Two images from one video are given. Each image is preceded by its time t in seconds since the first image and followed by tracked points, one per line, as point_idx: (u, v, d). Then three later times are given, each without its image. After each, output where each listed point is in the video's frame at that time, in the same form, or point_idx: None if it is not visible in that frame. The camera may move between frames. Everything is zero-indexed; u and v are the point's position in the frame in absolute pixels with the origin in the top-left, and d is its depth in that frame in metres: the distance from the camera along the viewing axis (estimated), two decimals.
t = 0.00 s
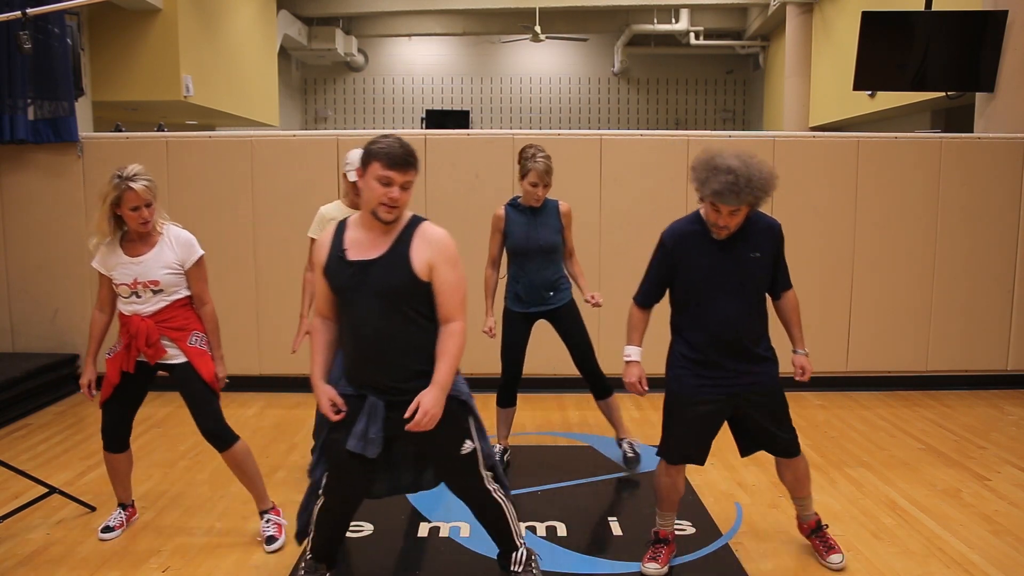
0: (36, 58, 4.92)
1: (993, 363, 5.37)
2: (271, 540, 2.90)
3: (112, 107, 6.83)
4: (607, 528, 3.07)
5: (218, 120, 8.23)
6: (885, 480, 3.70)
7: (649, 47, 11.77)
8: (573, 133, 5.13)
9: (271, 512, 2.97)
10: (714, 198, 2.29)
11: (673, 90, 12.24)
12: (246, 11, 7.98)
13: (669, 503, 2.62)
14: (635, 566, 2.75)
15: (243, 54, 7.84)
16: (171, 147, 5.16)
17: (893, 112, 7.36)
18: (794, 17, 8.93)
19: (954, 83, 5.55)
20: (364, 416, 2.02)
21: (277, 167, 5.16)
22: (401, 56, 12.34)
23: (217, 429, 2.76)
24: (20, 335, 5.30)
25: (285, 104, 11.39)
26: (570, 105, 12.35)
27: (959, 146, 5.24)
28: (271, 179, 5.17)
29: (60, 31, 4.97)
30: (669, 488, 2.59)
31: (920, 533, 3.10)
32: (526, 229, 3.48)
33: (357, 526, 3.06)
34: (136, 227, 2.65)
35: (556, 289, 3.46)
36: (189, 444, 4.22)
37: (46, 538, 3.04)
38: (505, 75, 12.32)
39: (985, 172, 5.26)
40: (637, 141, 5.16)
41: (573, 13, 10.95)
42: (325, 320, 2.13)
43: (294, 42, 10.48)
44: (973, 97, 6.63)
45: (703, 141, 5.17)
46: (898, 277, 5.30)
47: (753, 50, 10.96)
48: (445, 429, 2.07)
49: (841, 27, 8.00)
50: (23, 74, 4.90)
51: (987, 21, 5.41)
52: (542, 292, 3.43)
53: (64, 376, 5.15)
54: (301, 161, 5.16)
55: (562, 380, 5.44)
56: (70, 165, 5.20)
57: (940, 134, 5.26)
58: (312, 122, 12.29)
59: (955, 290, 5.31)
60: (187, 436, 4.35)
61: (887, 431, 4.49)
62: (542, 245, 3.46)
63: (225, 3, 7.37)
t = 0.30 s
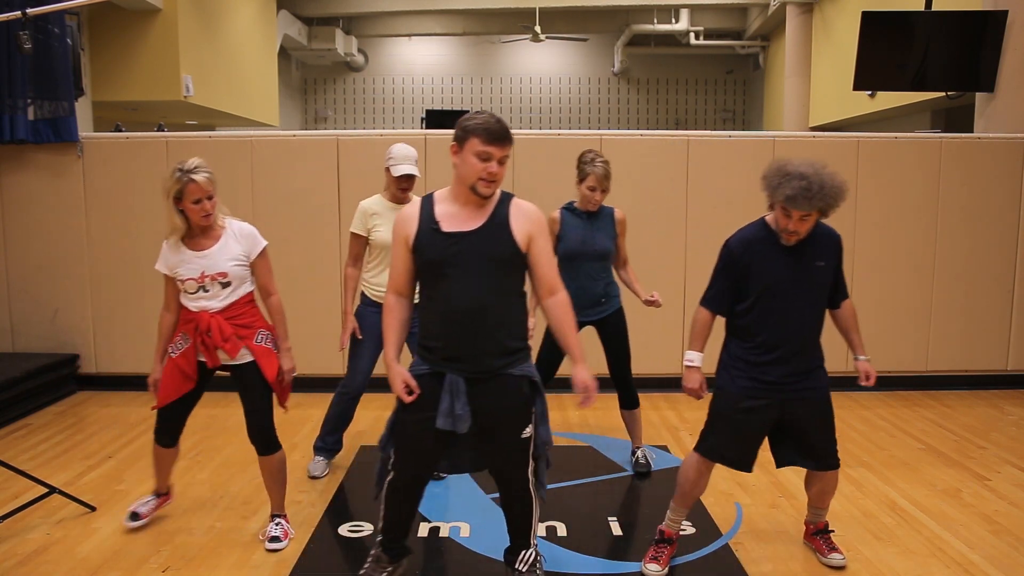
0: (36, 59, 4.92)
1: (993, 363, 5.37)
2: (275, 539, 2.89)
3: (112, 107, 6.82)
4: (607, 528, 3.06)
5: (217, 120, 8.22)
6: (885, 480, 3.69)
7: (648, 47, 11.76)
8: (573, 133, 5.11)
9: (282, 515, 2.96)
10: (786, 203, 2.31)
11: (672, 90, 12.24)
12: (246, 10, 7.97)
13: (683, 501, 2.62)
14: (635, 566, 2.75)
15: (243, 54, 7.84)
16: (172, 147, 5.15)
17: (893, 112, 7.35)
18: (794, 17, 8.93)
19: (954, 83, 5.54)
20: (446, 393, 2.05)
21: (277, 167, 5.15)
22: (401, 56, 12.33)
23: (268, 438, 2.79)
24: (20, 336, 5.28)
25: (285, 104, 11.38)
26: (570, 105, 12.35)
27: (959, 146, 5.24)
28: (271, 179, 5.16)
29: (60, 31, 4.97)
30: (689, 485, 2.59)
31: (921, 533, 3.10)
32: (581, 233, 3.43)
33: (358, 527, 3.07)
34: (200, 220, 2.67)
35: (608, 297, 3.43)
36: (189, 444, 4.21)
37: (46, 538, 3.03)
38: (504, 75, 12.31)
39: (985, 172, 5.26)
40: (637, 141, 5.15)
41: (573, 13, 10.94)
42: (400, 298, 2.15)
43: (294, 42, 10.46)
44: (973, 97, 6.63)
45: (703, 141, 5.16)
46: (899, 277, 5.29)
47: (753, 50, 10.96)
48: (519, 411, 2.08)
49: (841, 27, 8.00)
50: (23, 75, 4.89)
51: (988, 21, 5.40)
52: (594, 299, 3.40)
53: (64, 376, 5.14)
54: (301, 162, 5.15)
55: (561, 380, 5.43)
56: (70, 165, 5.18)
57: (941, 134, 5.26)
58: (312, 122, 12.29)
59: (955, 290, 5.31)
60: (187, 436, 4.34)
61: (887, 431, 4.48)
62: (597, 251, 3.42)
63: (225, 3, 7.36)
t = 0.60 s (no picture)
0: (36, 60, 4.92)
1: (992, 363, 5.37)
2: (275, 540, 2.90)
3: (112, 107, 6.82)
4: (606, 528, 3.06)
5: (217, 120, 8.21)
6: (885, 480, 3.69)
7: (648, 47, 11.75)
8: (573, 133, 5.11)
9: (282, 515, 2.96)
10: (819, 184, 2.49)
11: (673, 90, 12.23)
12: (246, 10, 7.97)
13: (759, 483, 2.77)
14: (635, 566, 2.75)
15: (242, 53, 7.83)
16: (172, 147, 5.15)
17: (893, 112, 7.35)
18: (794, 17, 8.93)
19: (954, 83, 5.54)
20: (490, 383, 2.03)
21: (277, 166, 5.15)
22: (401, 56, 12.32)
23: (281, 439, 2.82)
24: (19, 336, 5.28)
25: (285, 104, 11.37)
26: (570, 105, 12.34)
27: (959, 146, 5.24)
28: (272, 178, 5.15)
29: (60, 31, 4.97)
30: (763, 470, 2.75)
31: (920, 533, 3.10)
32: (622, 234, 3.44)
33: (357, 527, 3.07)
34: (236, 220, 2.72)
35: (641, 298, 3.47)
36: (189, 444, 4.21)
37: (46, 538, 3.03)
38: (504, 75, 12.31)
39: (985, 173, 5.26)
40: (637, 141, 5.14)
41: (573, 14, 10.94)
42: (432, 289, 2.11)
43: (294, 42, 10.46)
44: (973, 97, 6.62)
45: (703, 141, 5.16)
46: (900, 277, 5.29)
47: (753, 50, 10.95)
48: (554, 403, 2.11)
49: (841, 27, 7.99)
50: (23, 75, 4.89)
51: (988, 21, 5.41)
52: (628, 299, 3.43)
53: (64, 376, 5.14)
54: (301, 162, 5.14)
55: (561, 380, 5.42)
56: (70, 165, 5.18)
57: (940, 134, 5.26)
58: (312, 122, 12.29)
59: (956, 290, 5.31)
60: (187, 436, 4.33)
61: (887, 431, 4.48)
62: (635, 253, 3.43)
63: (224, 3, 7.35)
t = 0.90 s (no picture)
0: (36, 60, 4.92)
1: (993, 363, 5.37)
2: (275, 540, 2.89)
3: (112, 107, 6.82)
4: (606, 528, 3.06)
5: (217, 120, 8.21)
6: (885, 480, 3.69)
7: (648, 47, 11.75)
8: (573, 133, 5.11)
9: (282, 515, 2.97)
10: (821, 184, 2.51)
11: (673, 90, 12.23)
12: (246, 10, 7.97)
13: (795, 490, 2.78)
14: (635, 565, 2.75)
15: (242, 53, 7.83)
16: (172, 147, 5.15)
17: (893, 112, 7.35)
18: (794, 17, 8.93)
19: (955, 83, 5.54)
20: (508, 390, 2.04)
21: (278, 166, 5.14)
22: (401, 56, 12.32)
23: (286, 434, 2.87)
24: (19, 336, 5.28)
25: (285, 104, 11.37)
26: (570, 105, 12.34)
27: (959, 146, 5.24)
28: (272, 178, 5.15)
29: (60, 31, 4.97)
30: (797, 477, 2.77)
31: (920, 533, 3.10)
32: (634, 224, 3.47)
33: (357, 527, 3.07)
34: (244, 215, 2.74)
35: (649, 291, 3.47)
36: (189, 444, 4.21)
37: (46, 538, 3.03)
38: (504, 75, 12.31)
39: (985, 173, 5.25)
40: (637, 141, 5.14)
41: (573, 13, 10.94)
42: (453, 297, 2.03)
43: (293, 41, 10.46)
44: (973, 97, 6.62)
45: (703, 141, 5.16)
46: (900, 276, 5.29)
47: (753, 50, 10.95)
48: (565, 402, 2.13)
49: (841, 27, 7.99)
50: (23, 75, 4.90)
51: (988, 21, 5.41)
52: (635, 290, 3.43)
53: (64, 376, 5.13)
54: (301, 162, 5.14)
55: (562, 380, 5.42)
56: (69, 165, 5.18)
57: (940, 134, 5.26)
58: (312, 122, 12.29)
59: (956, 290, 5.31)
60: (188, 436, 4.33)
61: (887, 431, 4.48)
62: (646, 245, 3.45)
63: (224, 3, 7.35)
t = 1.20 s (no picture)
0: (36, 60, 4.92)
1: (993, 363, 5.37)
2: (276, 539, 2.89)
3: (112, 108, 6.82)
4: (606, 528, 3.06)
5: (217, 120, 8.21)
6: (885, 480, 3.69)
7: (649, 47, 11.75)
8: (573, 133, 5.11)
9: (282, 515, 2.97)
10: (810, 170, 2.56)
11: (673, 90, 12.23)
12: (247, 10, 7.97)
13: (794, 489, 2.79)
14: (635, 566, 2.75)
15: (242, 53, 7.83)
16: (172, 147, 5.15)
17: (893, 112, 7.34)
18: (794, 17, 8.93)
19: (955, 83, 5.54)
20: (531, 390, 2.03)
21: (278, 166, 5.14)
22: (401, 56, 12.32)
23: (286, 432, 2.88)
24: (19, 336, 5.28)
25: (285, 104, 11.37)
26: (570, 105, 12.34)
27: (959, 147, 5.24)
28: (273, 178, 5.15)
29: (60, 31, 4.97)
30: (795, 475, 2.77)
31: (920, 533, 3.10)
32: (637, 225, 3.46)
33: (357, 527, 3.07)
34: (244, 214, 2.74)
35: (652, 293, 3.46)
36: (189, 444, 4.21)
37: (46, 538, 3.03)
38: (504, 75, 12.31)
39: (985, 173, 5.25)
40: (637, 141, 5.14)
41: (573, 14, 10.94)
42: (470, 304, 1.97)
43: (293, 42, 10.46)
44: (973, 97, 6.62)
45: (703, 141, 5.16)
46: (900, 276, 5.29)
47: (753, 50, 10.95)
48: (571, 398, 2.14)
49: (841, 26, 7.99)
50: (23, 75, 4.90)
51: (988, 21, 5.41)
52: (638, 292, 3.43)
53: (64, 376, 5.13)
54: (301, 162, 5.14)
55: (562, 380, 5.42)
56: (69, 165, 5.18)
57: (941, 134, 5.26)
58: (312, 122, 12.30)
59: (956, 290, 5.31)
60: (188, 436, 4.33)
61: (887, 431, 4.48)
62: (649, 246, 3.45)
63: (224, 3, 7.35)
